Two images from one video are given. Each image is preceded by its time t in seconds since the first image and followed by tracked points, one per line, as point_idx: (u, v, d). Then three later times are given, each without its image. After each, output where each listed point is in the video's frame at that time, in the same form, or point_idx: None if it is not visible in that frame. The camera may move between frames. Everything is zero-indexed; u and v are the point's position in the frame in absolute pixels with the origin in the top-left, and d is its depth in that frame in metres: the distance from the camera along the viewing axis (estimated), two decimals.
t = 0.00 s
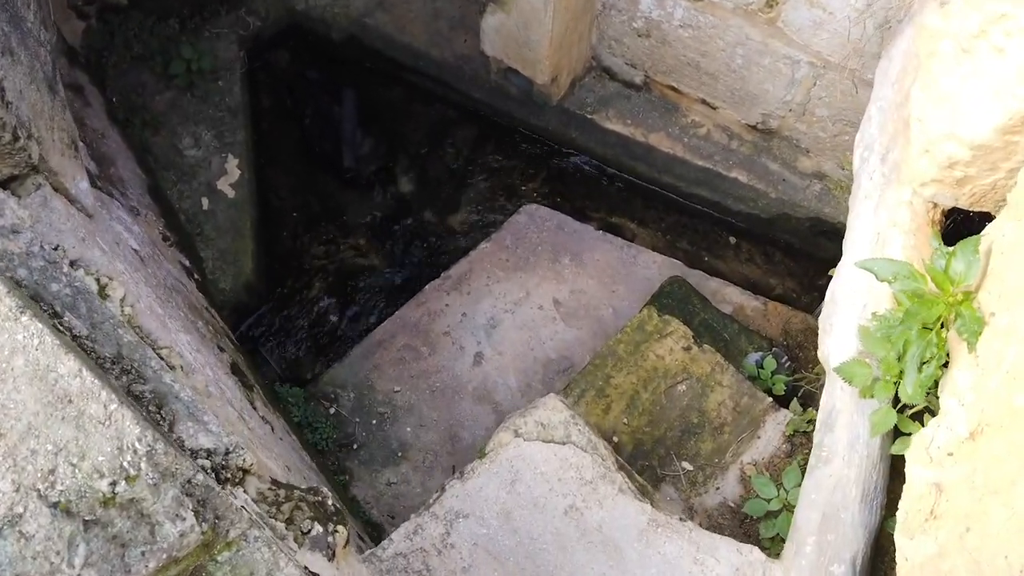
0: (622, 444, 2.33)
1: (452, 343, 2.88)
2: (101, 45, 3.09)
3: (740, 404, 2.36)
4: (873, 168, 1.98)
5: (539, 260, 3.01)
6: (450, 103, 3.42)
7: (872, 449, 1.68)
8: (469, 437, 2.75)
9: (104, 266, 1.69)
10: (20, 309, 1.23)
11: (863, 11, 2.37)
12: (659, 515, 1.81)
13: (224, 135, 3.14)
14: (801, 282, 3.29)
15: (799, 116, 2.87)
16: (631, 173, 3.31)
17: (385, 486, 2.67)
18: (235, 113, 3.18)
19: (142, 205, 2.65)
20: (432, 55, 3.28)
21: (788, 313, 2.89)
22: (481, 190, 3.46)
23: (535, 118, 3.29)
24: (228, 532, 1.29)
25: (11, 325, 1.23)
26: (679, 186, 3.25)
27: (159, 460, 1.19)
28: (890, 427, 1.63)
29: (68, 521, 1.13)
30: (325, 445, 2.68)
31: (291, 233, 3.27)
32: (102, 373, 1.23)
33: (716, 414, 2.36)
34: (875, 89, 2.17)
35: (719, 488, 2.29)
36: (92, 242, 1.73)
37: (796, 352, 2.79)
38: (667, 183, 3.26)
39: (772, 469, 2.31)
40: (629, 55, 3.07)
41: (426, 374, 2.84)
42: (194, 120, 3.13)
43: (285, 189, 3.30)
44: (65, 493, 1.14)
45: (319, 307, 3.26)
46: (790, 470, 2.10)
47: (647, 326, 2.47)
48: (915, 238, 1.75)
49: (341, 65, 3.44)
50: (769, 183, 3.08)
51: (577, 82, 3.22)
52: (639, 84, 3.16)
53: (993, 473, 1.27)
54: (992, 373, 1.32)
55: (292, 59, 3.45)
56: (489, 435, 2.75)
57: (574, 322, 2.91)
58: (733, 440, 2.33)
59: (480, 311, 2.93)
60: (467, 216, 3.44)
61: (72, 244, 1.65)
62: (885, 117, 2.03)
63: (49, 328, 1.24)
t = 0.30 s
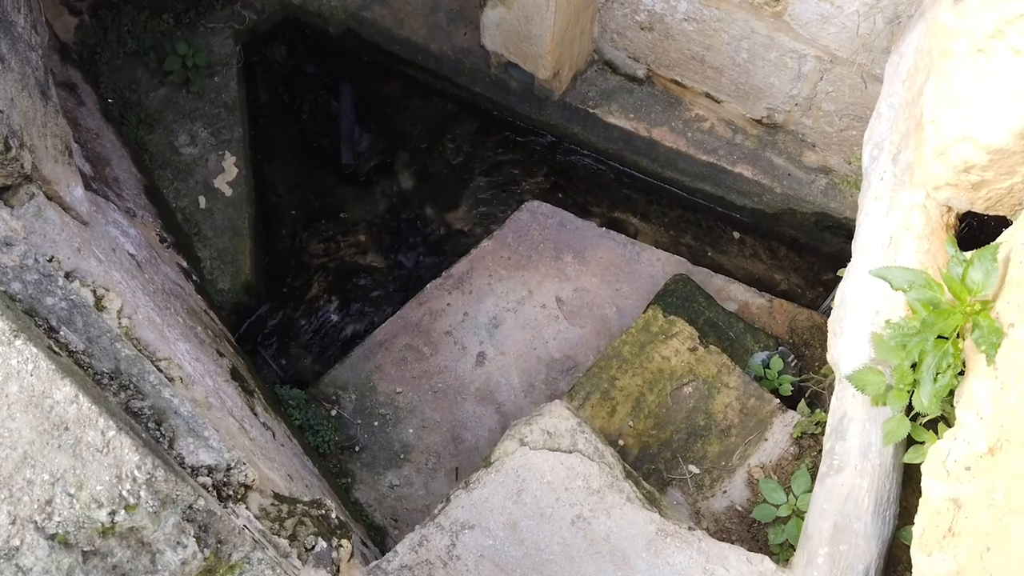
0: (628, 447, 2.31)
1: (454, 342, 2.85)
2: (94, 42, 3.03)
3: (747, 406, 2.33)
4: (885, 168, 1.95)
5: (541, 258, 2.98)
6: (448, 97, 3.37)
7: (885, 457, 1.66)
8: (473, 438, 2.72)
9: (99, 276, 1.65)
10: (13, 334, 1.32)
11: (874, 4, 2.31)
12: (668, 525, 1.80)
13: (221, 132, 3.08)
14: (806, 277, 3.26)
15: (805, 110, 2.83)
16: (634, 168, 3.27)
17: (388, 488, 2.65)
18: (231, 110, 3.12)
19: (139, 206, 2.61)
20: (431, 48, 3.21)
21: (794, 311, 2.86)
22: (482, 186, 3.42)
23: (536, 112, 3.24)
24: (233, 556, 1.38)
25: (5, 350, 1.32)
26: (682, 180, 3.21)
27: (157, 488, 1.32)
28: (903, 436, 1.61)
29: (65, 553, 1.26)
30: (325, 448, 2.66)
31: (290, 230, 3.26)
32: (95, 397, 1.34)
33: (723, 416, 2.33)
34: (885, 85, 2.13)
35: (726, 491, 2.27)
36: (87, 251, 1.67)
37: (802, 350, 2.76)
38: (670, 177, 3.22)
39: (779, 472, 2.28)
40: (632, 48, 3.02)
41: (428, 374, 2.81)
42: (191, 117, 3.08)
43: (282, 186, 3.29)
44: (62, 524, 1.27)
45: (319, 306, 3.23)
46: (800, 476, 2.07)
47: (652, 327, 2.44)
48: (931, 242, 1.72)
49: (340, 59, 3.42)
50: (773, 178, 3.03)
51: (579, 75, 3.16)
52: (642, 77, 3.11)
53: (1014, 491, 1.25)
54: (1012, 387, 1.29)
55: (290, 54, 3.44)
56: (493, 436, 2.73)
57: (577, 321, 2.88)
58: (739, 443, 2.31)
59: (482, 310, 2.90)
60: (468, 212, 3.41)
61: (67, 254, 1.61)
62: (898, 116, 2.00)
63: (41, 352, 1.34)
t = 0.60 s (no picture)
0: (633, 452, 2.28)
1: (456, 345, 2.83)
2: (89, 42, 2.98)
3: (753, 410, 2.31)
4: (893, 171, 1.93)
5: (543, 259, 2.95)
6: (448, 95, 3.33)
7: (895, 467, 1.64)
8: (476, 442, 2.70)
9: (98, 289, 1.63)
10: (10, 358, 1.31)
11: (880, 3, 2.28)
12: (676, 535, 1.83)
13: (219, 133, 3.05)
14: (810, 275, 3.23)
15: (810, 108, 2.79)
16: (636, 166, 3.24)
17: (390, 493, 2.63)
18: (229, 111, 3.09)
19: (136, 210, 2.57)
20: (430, 46, 3.18)
21: (799, 311, 2.83)
22: (482, 186, 3.39)
23: (537, 110, 3.21)
24: None
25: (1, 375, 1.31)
26: (684, 178, 3.17)
27: (158, 514, 1.32)
28: (914, 446, 1.59)
29: None
30: (327, 453, 2.65)
31: (289, 231, 3.23)
32: (95, 422, 1.33)
33: (728, 420, 2.31)
34: (893, 85, 2.11)
35: (733, 497, 2.25)
36: (85, 263, 1.66)
37: (807, 351, 2.74)
38: (673, 175, 3.19)
39: (786, 476, 2.27)
40: (633, 45, 2.99)
41: (430, 378, 2.78)
42: (188, 117, 3.05)
43: (281, 186, 3.25)
44: (62, 554, 1.26)
45: (320, 308, 3.20)
46: (807, 483, 2.07)
47: (657, 330, 2.41)
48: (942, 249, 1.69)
49: (339, 57, 3.39)
50: (777, 176, 3.00)
51: (580, 73, 3.12)
52: (643, 74, 3.08)
53: None
54: None
55: (287, 52, 3.41)
56: (496, 439, 2.71)
57: (580, 322, 2.86)
58: (746, 447, 2.29)
59: (484, 312, 2.88)
60: (469, 211, 3.37)
61: (65, 266, 1.58)
62: (905, 119, 1.97)
63: (38, 377, 1.33)
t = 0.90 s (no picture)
0: (643, 459, 2.26)
1: (462, 349, 2.80)
2: (87, 43, 2.95)
3: (763, 415, 2.29)
4: (905, 175, 1.90)
5: (549, 261, 2.92)
6: (450, 94, 3.30)
7: (913, 478, 1.62)
8: (482, 447, 2.68)
9: (100, 303, 1.59)
10: (13, 387, 1.29)
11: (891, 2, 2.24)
12: (689, 548, 1.83)
13: (219, 135, 3.01)
14: (817, 274, 3.20)
15: (817, 107, 2.75)
16: (641, 165, 3.20)
17: (396, 500, 2.61)
18: (228, 112, 3.04)
19: (136, 215, 2.54)
20: (432, 45, 3.15)
21: (807, 312, 2.81)
22: (485, 186, 3.35)
23: (540, 109, 3.17)
24: None
25: (5, 404, 1.29)
26: (689, 177, 3.14)
27: (167, 544, 1.30)
28: (932, 458, 1.57)
29: None
30: (332, 459, 2.61)
31: (290, 233, 3.20)
32: (100, 450, 1.31)
33: (739, 425, 2.28)
34: (904, 85, 2.08)
35: (743, 504, 2.23)
36: (87, 276, 1.62)
37: (816, 352, 2.71)
38: (679, 175, 3.15)
39: (797, 483, 2.25)
40: (638, 43, 2.95)
41: (435, 382, 2.76)
42: (187, 119, 3.00)
43: (282, 188, 3.23)
44: None
45: (323, 311, 3.17)
46: (821, 491, 2.02)
47: (665, 334, 2.38)
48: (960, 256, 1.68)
49: (339, 56, 3.35)
50: (784, 175, 2.97)
51: (583, 72, 3.09)
52: (648, 73, 3.04)
53: None
54: None
55: (287, 51, 3.36)
56: (503, 444, 2.68)
57: (586, 325, 2.83)
58: (756, 453, 2.27)
59: (489, 315, 2.85)
60: (472, 211, 3.34)
61: (67, 281, 1.55)
62: (918, 121, 1.95)
63: (42, 405, 1.31)
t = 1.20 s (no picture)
0: (650, 468, 2.25)
1: (466, 356, 2.79)
2: (85, 50, 2.92)
3: (771, 423, 2.27)
4: (913, 185, 1.89)
5: (552, 266, 2.90)
6: (451, 97, 3.27)
7: (925, 493, 1.61)
8: (487, 455, 2.67)
9: (103, 320, 1.57)
10: (18, 418, 1.29)
11: (898, 6, 2.21)
12: (699, 563, 1.83)
13: (219, 141, 2.98)
14: (822, 277, 3.18)
15: (823, 110, 2.73)
16: (645, 169, 3.18)
17: (401, 509, 2.60)
18: (229, 117, 3.02)
19: (136, 225, 2.52)
20: (433, 48, 3.12)
21: (812, 316, 2.79)
22: (487, 190, 3.33)
23: (542, 112, 3.15)
24: None
25: (10, 435, 1.29)
26: (693, 180, 3.11)
27: None
28: (945, 473, 1.56)
29: None
30: (337, 469, 2.61)
31: (292, 239, 3.18)
32: (106, 483, 1.32)
33: (746, 434, 2.27)
34: (911, 91, 2.06)
35: (751, 513, 2.24)
36: (90, 293, 1.60)
37: (821, 358, 2.70)
38: (682, 178, 3.13)
39: (805, 491, 2.25)
40: (641, 46, 2.92)
41: (440, 390, 2.74)
42: (187, 125, 2.98)
43: (283, 194, 3.20)
44: None
45: (325, 317, 3.15)
46: (830, 502, 2.02)
47: (671, 342, 2.35)
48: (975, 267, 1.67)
49: (339, 59, 3.32)
50: (789, 178, 2.95)
51: (586, 75, 3.06)
52: (652, 76, 3.01)
53: None
54: None
55: (287, 54, 3.33)
56: (508, 452, 2.67)
57: (591, 331, 2.82)
58: (764, 462, 2.25)
59: (493, 322, 2.83)
60: (474, 215, 3.32)
61: (70, 299, 1.53)
62: (926, 128, 1.93)
63: (47, 436, 1.31)
